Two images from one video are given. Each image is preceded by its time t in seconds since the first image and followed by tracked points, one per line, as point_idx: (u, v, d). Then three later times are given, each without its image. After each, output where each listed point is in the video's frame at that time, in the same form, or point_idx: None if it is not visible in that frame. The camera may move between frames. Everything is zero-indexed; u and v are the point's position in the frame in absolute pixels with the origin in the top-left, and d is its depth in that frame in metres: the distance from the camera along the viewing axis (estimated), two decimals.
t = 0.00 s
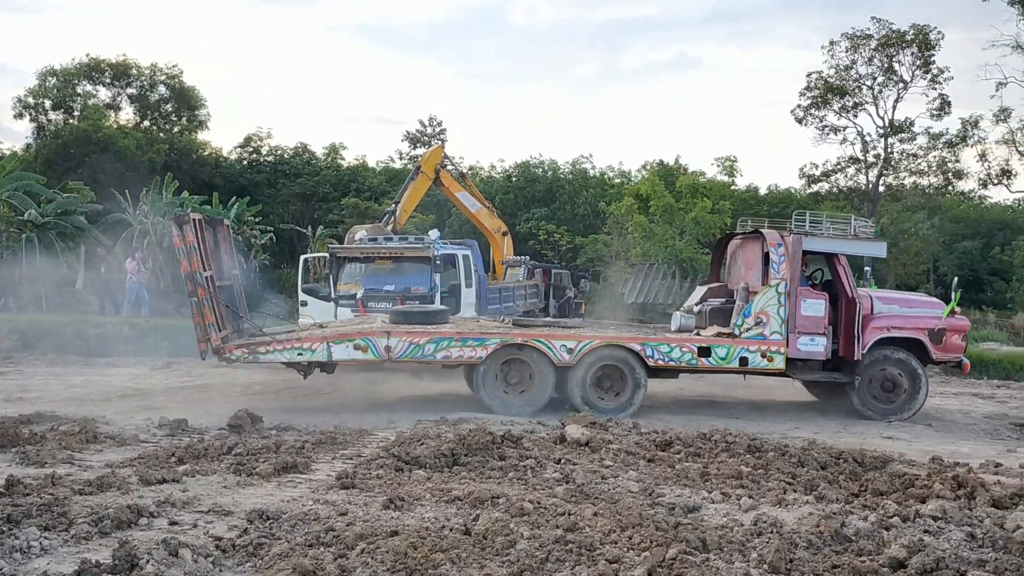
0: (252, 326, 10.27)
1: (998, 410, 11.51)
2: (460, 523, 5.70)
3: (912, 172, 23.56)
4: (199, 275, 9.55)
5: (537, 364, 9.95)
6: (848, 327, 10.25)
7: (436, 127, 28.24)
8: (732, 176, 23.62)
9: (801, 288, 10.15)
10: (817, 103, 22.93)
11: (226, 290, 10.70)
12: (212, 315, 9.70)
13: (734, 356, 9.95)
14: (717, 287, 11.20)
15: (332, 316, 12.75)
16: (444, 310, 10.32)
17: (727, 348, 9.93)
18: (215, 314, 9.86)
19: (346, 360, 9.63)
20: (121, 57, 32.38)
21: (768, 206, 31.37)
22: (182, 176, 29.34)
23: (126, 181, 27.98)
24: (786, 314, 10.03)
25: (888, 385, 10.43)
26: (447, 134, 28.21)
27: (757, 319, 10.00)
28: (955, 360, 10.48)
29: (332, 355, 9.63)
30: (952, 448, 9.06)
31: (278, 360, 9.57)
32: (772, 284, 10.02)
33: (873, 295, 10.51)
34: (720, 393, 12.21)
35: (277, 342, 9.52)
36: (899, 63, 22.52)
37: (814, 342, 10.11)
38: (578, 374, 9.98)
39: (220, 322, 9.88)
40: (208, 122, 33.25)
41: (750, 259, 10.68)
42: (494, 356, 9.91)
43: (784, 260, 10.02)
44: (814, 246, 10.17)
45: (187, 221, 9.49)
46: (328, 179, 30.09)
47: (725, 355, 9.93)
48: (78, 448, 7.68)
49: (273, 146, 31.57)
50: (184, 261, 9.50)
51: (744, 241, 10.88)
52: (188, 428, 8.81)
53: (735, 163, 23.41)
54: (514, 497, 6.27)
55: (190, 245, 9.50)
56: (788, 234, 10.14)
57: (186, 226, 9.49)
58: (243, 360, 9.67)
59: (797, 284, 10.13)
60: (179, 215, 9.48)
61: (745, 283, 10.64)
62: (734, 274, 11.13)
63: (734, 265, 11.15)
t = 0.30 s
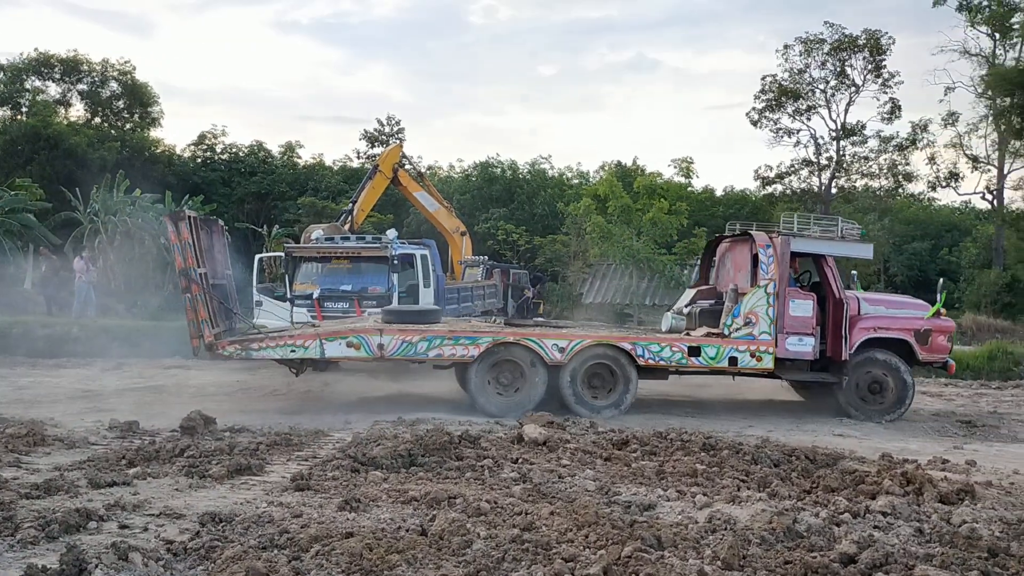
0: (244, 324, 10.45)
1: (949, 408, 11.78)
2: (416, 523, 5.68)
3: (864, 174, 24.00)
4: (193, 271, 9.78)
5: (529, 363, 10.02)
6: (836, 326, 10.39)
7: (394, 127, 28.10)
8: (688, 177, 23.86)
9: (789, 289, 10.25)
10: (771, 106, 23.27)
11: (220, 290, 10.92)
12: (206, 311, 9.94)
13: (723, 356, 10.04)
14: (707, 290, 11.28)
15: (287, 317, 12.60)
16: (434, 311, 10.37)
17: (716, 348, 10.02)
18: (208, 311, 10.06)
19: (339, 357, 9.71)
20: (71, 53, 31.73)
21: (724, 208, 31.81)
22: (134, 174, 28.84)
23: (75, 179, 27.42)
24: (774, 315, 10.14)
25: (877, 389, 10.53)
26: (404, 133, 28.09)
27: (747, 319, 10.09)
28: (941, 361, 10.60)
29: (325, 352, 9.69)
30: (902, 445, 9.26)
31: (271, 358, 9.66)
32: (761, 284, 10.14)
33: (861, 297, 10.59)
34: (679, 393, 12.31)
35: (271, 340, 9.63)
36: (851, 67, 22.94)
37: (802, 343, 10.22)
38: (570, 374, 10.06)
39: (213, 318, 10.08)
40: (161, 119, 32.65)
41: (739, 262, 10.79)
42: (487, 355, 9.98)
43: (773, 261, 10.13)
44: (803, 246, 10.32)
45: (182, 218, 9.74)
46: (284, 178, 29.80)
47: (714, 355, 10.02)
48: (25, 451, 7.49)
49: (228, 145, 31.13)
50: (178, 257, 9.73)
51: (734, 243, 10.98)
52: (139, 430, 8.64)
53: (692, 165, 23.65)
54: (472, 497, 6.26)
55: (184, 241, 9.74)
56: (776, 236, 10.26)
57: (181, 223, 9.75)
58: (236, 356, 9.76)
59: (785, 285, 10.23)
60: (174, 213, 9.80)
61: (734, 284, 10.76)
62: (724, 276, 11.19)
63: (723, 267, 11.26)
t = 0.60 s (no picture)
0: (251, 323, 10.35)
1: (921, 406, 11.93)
2: (388, 524, 5.66)
3: (834, 174, 24.26)
4: (201, 271, 9.68)
5: (535, 363, 10.04)
6: (841, 328, 10.42)
7: (366, 125, 27.98)
8: (661, 177, 23.98)
9: (794, 290, 10.29)
10: (743, 106, 23.45)
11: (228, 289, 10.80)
12: (214, 311, 9.84)
13: (729, 357, 10.07)
14: (713, 289, 11.47)
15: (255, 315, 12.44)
16: (442, 308, 10.50)
17: (722, 350, 10.05)
18: (216, 311, 9.96)
19: (347, 357, 9.68)
20: (39, 49, 31.34)
21: (697, 207, 32.07)
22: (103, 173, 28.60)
23: (42, 178, 27.07)
24: (780, 316, 10.18)
25: (879, 392, 10.64)
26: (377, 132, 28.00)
27: (752, 320, 10.14)
28: (945, 363, 10.64)
29: (333, 352, 9.65)
30: (871, 442, 9.37)
31: (279, 357, 9.58)
32: (766, 286, 10.18)
33: (866, 298, 10.68)
34: (653, 391, 12.35)
35: (278, 340, 9.55)
36: (822, 68, 23.17)
37: (808, 344, 10.25)
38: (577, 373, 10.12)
39: (220, 318, 9.98)
40: (130, 117, 32.33)
41: (744, 262, 10.90)
42: (493, 356, 9.98)
43: (779, 263, 10.19)
44: (807, 248, 10.31)
45: (191, 218, 9.63)
46: (255, 176, 29.59)
47: (720, 356, 10.05)
48: None
49: (199, 143, 30.85)
50: (186, 256, 9.63)
51: (739, 243, 11.08)
52: (108, 431, 8.53)
53: (665, 164, 23.77)
54: (444, 497, 6.24)
55: (193, 241, 9.64)
56: (782, 238, 10.29)
57: (190, 223, 9.64)
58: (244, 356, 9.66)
59: (791, 286, 10.28)
60: (183, 212, 9.63)
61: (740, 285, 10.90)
62: (729, 275, 11.39)
63: (729, 267, 11.38)
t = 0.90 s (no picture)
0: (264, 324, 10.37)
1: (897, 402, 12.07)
2: (365, 524, 5.64)
3: (809, 173, 24.47)
4: (212, 273, 9.70)
5: (544, 363, 10.07)
6: (850, 328, 10.49)
7: (343, 124, 27.88)
8: (638, 176, 24.06)
9: (803, 291, 10.40)
10: (719, 106, 23.62)
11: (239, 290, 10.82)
12: (225, 312, 9.85)
13: (737, 357, 10.19)
14: (721, 288, 11.44)
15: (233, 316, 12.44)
16: (451, 308, 10.48)
17: (731, 349, 10.16)
18: (228, 312, 9.98)
19: (359, 357, 9.75)
20: (10, 46, 30.89)
21: (674, 205, 32.24)
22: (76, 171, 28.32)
23: (14, 177, 26.79)
24: (789, 316, 10.30)
25: (885, 392, 10.68)
26: (354, 131, 27.90)
27: (761, 320, 10.25)
28: (955, 363, 10.78)
29: (344, 353, 9.73)
30: (845, 438, 9.47)
31: (292, 358, 9.65)
32: (775, 286, 10.31)
33: (875, 297, 10.72)
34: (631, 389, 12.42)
35: (290, 341, 9.63)
36: (797, 68, 23.37)
37: (816, 344, 10.39)
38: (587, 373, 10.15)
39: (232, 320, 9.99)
40: (103, 115, 31.99)
41: (753, 261, 10.92)
42: (502, 356, 10.02)
43: (788, 263, 10.31)
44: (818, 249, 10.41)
45: (202, 219, 9.67)
46: (230, 175, 29.37)
47: (729, 356, 10.16)
48: None
49: (173, 141, 30.60)
50: (198, 258, 9.66)
51: (748, 243, 11.09)
52: (80, 432, 8.43)
53: (641, 164, 23.85)
54: (421, 496, 6.23)
55: (204, 243, 9.68)
56: (791, 238, 10.39)
57: (201, 225, 9.69)
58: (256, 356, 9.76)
59: (800, 287, 10.39)
60: (193, 214, 9.67)
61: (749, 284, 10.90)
62: (738, 274, 11.39)
63: (737, 266, 11.38)
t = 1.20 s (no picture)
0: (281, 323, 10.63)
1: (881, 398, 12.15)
2: (348, 523, 5.62)
3: (791, 171, 24.61)
4: (232, 271, 9.99)
5: (558, 361, 10.15)
6: (865, 327, 10.53)
7: (326, 122, 27.79)
8: (621, 174, 24.10)
9: (819, 290, 10.42)
10: (702, 104, 23.69)
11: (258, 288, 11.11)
12: (244, 310, 10.11)
13: (752, 356, 10.20)
14: (735, 289, 11.47)
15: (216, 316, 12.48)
16: (468, 308, 10.63)
17: (746, 349, 10.19)
18: (247, 310, 10.25)
19: (374, 356, 9.90)
20: None
21: (657, 203, 32.37)
22: (56, 170, 28.13)
23: None
24: (804, 315, 10.31)
25: (896, 389, 10.74)
26: (337, 129, 27.83)
27: (776, 320, 10.27)
28: (970, 362, 10.80)
29: (361, 351, 9.90)
30: (827, 435, 9.53)
31: (309, 356, 9.86)
32: (790, 286, 10.32)
33: (892, 297, 10.78)
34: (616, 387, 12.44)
35: (308, 339, 9.84)
36: (779, 67, 23.48)
37: (831, 343, 10.39)
38: (602, 372, 10.20)
39: (251, 318, 10.26)
40: (83, 113, 31.76)
41: (768, 260, 10.96)
42: (517, 356, 10.12)
43: (803, 263, 10.31)
44: (834, 249, 10.48)
45: (222, 219, 9.96)
46: (212, 174, 29.17)
47: (744, 356, 10.18)
48: None
49: (154, 139, 30.33)
50: (218, 257, 9.96)
51: (763, 243, 11.16)
52: (60, 433, 8.36)
53: (624, 162, 23.89)
54: (404, 496, 6.21)
55: (224, 242, 9.98)
56: (806, 237, 10.41)
57: (221, 224, 9.98)
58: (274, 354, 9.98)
59: (815, 287, 10.41)
60: (213, 214, 9.97)
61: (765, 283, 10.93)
62: (752, 274, 11.45)
63: (753, 266, 11.43)
